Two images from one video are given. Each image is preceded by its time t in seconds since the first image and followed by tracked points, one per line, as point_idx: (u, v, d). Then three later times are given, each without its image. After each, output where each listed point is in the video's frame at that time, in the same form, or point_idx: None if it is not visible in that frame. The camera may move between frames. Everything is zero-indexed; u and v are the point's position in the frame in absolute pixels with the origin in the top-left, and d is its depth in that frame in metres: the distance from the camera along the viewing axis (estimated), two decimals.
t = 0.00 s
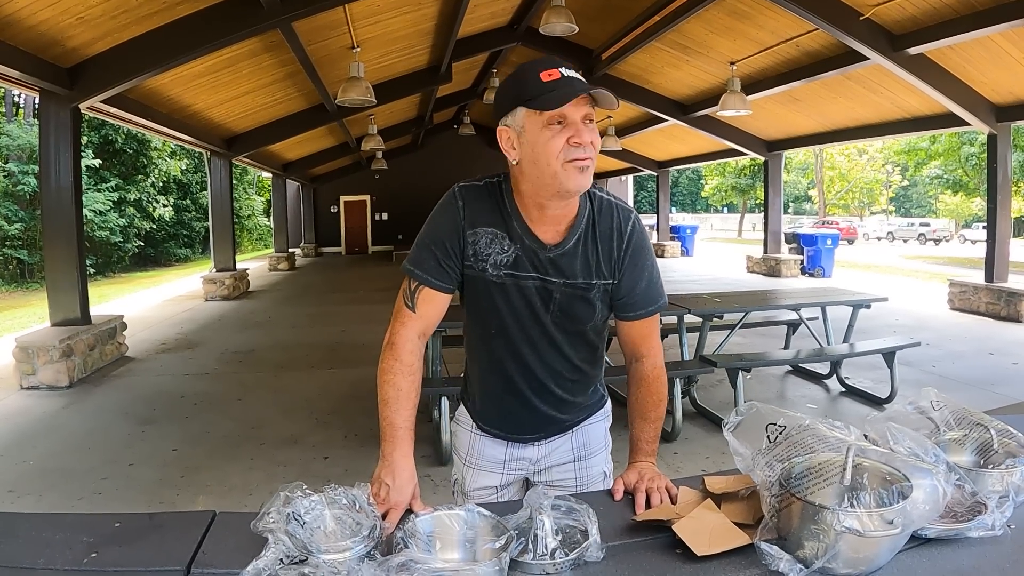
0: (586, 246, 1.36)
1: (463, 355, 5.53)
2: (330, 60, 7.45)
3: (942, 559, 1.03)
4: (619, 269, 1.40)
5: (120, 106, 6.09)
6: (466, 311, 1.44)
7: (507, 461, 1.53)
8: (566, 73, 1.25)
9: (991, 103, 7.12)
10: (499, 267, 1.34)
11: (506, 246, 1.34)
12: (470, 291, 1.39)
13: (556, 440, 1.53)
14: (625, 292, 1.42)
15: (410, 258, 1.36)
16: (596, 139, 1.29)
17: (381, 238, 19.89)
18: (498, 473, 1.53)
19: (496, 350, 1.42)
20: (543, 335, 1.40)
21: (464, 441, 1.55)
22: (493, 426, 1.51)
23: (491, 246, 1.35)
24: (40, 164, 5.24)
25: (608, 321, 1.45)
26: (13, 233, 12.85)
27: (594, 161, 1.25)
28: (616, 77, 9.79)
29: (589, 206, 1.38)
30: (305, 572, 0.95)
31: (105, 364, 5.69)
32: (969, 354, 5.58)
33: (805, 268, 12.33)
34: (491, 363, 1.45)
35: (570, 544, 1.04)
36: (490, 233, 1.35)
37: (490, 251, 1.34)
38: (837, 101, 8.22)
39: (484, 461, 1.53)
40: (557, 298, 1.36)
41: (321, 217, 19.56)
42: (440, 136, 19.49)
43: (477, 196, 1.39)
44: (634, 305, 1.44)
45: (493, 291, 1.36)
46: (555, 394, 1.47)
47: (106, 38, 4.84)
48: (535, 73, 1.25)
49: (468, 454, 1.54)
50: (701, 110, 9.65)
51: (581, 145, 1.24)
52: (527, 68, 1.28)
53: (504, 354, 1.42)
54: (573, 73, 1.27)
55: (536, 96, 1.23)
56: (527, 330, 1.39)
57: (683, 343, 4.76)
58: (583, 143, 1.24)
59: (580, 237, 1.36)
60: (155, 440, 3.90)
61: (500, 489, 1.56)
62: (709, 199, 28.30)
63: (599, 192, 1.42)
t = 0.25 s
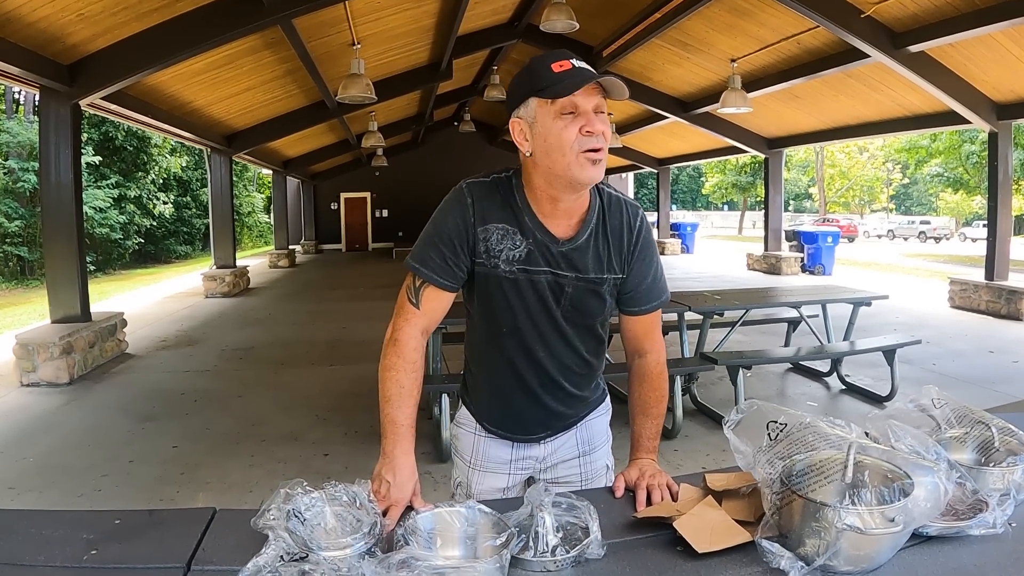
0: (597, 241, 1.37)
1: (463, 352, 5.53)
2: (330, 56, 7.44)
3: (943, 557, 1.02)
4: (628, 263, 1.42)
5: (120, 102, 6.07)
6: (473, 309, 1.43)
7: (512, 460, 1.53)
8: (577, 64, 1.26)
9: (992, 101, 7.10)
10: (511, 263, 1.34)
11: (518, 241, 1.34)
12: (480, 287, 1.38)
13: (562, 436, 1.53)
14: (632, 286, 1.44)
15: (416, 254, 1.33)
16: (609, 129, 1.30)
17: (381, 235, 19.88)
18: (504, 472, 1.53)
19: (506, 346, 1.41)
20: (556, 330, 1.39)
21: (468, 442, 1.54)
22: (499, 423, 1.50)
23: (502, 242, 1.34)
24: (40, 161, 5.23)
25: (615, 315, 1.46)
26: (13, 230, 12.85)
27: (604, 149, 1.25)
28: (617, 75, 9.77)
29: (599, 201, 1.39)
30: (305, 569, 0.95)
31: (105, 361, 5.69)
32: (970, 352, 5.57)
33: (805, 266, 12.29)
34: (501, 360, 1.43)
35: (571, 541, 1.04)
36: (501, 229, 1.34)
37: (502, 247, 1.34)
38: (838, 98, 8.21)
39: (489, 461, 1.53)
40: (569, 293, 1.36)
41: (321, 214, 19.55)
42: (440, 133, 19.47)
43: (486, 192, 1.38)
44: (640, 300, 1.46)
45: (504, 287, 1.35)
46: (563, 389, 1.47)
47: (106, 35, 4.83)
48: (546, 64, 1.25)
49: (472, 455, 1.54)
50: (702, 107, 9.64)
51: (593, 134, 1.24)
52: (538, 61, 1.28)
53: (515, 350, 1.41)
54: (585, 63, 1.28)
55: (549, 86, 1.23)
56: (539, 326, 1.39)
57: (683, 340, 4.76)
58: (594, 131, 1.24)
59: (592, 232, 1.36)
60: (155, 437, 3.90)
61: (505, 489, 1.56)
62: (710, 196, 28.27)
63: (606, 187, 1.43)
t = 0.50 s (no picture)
0: (603, 244, 1.36)
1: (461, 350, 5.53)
2: (329, 54, 7.42)
3: (943, 556, 1.02)
4: (633, 267, 1.42)
5: (119, 101, 6.07)
6: (474, 309, 1.43)
7: (509, 457, 1.53)
8: (579, 67, 1.24)
9: (991, 99, 7.10)
10: (516, 266, 1.33)
11: (523, 245, 1.33)
12: (483, 289, 1.37)
13: (559, 434, 1.54)
14: (636, 288, 1.44)
15: (420, 253, 1.33)
16: (601, 140, 1.26)
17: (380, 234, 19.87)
18: (501, 470, 1.54)
19: (508, 348, 1.41)
20: (558, 334, 1.39)
21: (464, 439, 1.54)
22: (497, 422, 1.50)
23: (508, 245, 1.33)
24: (38, 159, 5.22)
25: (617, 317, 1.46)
26: (12, 229, 12.83)
27: (583, 159, 1.24)
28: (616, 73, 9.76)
29: (607, 205, 1.38)
30: (304, 567, 0.95)
31: (104, 359, 5.68)
32: (969, 351, 5.58)
33: (803, 264, 12.20)
34: (502, 361, 1.43)
35: (570, 540, 1.04)
36: (506, 231, 1.34)
37: (507, 250, 1.33)
38: (837, 96, 8.20)
39: (486, 459, 1.53)
40: (573, 297, 1.36)
41: (320, 212, 19.53)
42: (439, 131, 19.45)
43: (493, 192, 1.37)
44: (642, 301, 1.46)
45: (507, 289, 1.35)
46: (564, 390, 1.47)
47: (104, 33, 4.82)
48: (550, 67, 1.27)
49: (469, 453, 1.53)
50: (701, 105, 9.64)
51: (570, 141, 1.23)
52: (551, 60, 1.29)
53: (517, 352, 1.41)
54: (593, 69, 1.25)
55: (540, 89, 1.27)
56: (541, 329, 1.38)
57: (682, 338, 4.76)
58: (573, 139, 1.24)
59: (598, 236, 1.35)
60: (154, 435, 3.89)
61: (502, 486, 1.56)
62: (709, 194, 28.27)
63: (614, 188, 1.42)
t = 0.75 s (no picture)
0: (605, 250, 1.36)
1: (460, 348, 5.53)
2: (328, 52, 7.41)
3: (942, 555, 1.02)
4: (635, 269, 1.42)
5: (117, 99, 6.05)
6: (476, 310, 1.43)
7: (510, 453, 1.53)
8: (592, 94, 1.20)
9: (991, 98, 7.10)
10: (518, 274, 1.33)
11: (526, 252, 1.33)
12: (486, 294, 1.38)
13: (560, 431, 1.54)
14: (638, 290, 1.45)
15: (420, 254, 1.32)
16: (610, 169, 1.25)
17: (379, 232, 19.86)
18: (502, 467, 1.53)
19: (510, 353, 1.42)
20: (560, 340, 1.40)
21: (465, 436, 1.53)
22: (498, 422, 1.51)
23: (511, 252, 1.33)
24: (37, 158, 5.21)
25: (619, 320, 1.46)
26: (10, 227, 12.81)
27: (590, 190, 1.23)
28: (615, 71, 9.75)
29: (609, 208, 1.38)
30: (303, 567, 0.95)
31: (103, 358, 5.68)
32: (968, 350, 5.58)
33: (802, 263, 12.21)
34: (504, 365, 1.44)
35: (569, 539, 1.04)
36: (510, 238, 1.34)
37: (510, 257, 1.33)
38: (836, 95, 8.20)
39: (487, 455, 1.53)
40: (576, 304, 1.36)
41: (319, 210, 19.51)
42: (438, 130, 19.44)
43: (496, 197, 1.37)
44: (643, 302, 1.47)
45: (510, 297, 1.35)
46: (565, 392, 1.48)
47: (103, 31, 4.81)
48: (561, 84, 1.22)
49: (469, 450, 1.53)
50: (700, 104, 9.63)
51: (578, 173, 1.22)
52: (562, 74, 1.25)
53: (519, 358, 1.42)
54: (607, 92, 1.22)
55: (548, 110, 1.23)
56: (543, 336, 1.39)
57: (681, 337, 4.75)
58: (580, 171, 1.23)
59: (600, 242, 1.35)
60: (153, 434, 3.89)
61: (503, 483, 1.56)
62: (708, 193, 28.27)
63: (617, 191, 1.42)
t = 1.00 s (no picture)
0: (604, 253, 1.36)
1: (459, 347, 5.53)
2: (327, 52, 7.40)
3: (941, 553, 1.02)
4: (634, 271, 1.42)
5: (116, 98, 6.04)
6: (476, 313, 1.43)
7: (510, 452, 1.53)
8: (595, 107, 1.20)
9: (990, 97, 7.10)
10: (517, 278, 1.33)
11: (524, 256, 1.33)
12: (485, 299, 1.38)
13: (560, 431, 1.54)
14: (637, 292, 1.44)
15: (416, 257, 1.32)
16: (612, 185, 1.24)
17: (378, 232, 19.85)
18: (502, 466, 1.53)
19: (509, 357, 1.42)
20: (560, 345, 1.40)
21: (465, 436, 1.53)
22: (499, 423, 1.51)
23: (509, 257, 1.33)
24: (36, 157, 5.20)
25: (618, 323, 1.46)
26: (9, 227, 12.79)
27: (591, 204, 1.23)
28: (614, 70, 9.73)
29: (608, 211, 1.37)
30: (302, 566, 0.95)
31: (102, 358, 5.67)
32: (967, 348, 5.59)
33: (801, 262, 12.22)
34: (504, 369, 1.44)
35: (569, 538, 1.04)
36: (508, 243, 1.34)
37: (509, 262, 1.33)
38: (835, 94, 8.20)
39: (486, 454, 1.53)
40: (576, 308, 1.36)
41: (318, 210, 19.50)
42: (437, 129, 19.43)
43: (494, 202, 1.36)
44: (643, 303, 1.46)
45: (509, 302, 1.35)
46: (564, 395, 1.48)
47: (102, 30, 4.80)
48: (563, 96, 1.21)
49: (470, 449, 1.53)
50: (699, 103, 9.62)
51: (578, 186, 1.22)
52: (564, 85, 1.23)
53: (518, 362, 1.42)
54: (608, 106, 1.21)
55: (549, 122, 1.21)
56: (543, 341, 1.39)
57: (680, 336, 4.75)
58: (581, 184, 1.22)
59: (599, 246, 1.35)
60: (152, 433, 3.89)
61: (503, 481, 1.56)
62: (707, 192, 28.28)
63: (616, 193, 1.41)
